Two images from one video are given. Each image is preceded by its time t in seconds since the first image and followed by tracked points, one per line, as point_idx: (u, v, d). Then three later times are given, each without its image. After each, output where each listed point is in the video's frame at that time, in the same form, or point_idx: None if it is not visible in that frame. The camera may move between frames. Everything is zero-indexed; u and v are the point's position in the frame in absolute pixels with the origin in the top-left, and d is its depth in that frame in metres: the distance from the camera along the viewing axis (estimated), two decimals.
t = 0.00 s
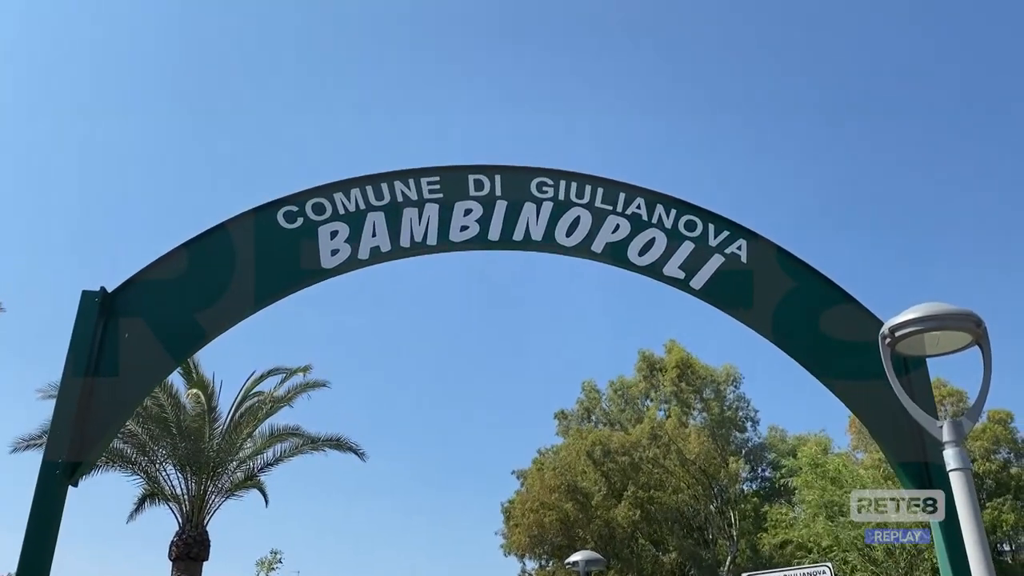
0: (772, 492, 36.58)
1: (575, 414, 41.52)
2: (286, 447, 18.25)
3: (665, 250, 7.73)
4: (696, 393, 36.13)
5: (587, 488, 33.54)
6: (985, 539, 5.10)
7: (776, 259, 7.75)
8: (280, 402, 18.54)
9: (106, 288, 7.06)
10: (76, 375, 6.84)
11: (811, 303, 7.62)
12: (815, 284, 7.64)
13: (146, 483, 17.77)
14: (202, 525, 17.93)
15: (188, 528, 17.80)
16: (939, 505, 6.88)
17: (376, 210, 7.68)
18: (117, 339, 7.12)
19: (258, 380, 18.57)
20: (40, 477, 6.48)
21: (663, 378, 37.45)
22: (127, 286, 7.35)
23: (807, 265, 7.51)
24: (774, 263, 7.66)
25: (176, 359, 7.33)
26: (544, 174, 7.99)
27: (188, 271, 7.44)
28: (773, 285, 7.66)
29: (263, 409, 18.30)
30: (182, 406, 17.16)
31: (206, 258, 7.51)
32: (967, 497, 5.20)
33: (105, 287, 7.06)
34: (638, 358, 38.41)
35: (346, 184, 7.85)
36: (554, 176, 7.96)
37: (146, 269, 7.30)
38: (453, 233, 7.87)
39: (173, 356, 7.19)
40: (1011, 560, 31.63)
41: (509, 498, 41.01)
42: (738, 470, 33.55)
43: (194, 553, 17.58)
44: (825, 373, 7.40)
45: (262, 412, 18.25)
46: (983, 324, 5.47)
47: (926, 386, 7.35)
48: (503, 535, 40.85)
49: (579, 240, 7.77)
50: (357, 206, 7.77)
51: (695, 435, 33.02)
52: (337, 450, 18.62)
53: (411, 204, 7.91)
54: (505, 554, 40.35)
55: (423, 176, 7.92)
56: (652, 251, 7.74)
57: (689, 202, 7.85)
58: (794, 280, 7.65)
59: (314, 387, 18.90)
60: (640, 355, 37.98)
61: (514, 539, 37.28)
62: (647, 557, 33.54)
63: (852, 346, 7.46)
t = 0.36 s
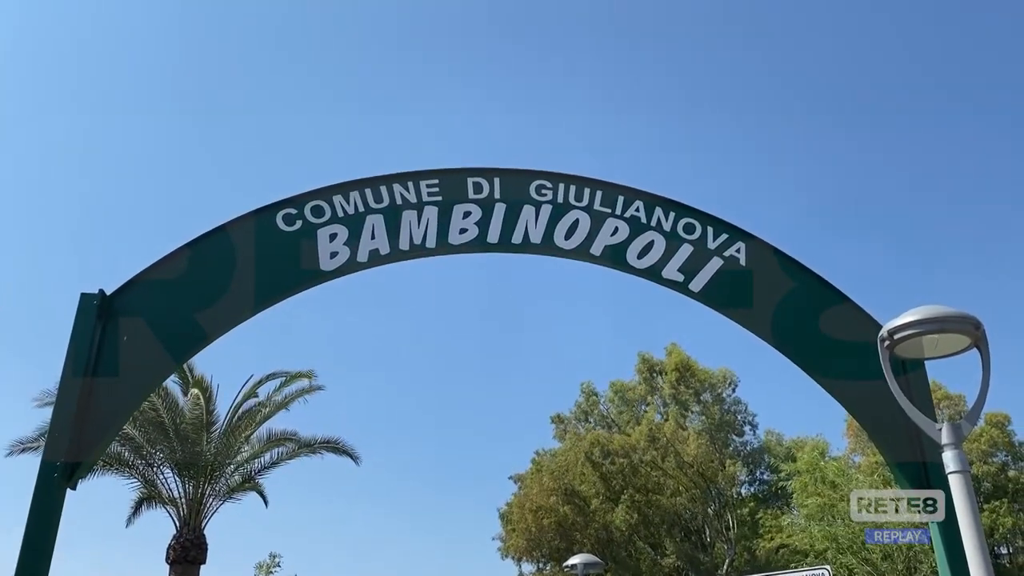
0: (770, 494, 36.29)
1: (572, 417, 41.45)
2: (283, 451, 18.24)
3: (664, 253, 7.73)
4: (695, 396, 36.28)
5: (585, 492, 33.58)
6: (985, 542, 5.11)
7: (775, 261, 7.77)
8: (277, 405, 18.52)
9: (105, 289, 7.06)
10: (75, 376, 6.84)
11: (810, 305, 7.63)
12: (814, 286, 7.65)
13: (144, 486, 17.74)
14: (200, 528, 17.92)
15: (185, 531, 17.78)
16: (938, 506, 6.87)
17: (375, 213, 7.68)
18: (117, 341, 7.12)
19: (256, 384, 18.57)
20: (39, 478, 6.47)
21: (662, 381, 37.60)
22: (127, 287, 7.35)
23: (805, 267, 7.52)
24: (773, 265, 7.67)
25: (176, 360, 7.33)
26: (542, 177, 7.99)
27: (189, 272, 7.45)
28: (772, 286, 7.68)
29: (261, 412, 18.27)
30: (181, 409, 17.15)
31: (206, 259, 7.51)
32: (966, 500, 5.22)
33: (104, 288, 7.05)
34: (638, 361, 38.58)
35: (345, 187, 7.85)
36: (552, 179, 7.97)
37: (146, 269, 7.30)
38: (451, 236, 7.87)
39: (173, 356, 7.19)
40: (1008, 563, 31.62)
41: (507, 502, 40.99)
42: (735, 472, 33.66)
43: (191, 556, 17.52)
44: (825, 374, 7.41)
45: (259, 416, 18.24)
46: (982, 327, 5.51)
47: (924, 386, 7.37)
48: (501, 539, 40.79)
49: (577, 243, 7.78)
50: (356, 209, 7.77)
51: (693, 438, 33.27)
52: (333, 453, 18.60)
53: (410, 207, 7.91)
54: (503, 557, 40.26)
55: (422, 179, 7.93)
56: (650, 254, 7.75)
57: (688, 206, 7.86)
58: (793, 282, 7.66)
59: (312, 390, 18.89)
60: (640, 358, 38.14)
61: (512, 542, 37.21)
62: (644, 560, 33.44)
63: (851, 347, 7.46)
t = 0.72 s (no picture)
0: (769, 496, 35.96)
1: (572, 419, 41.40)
2: (281, 452, 18.22)
3: (664, 254, 7.73)
4: (694, 397, 36.36)
5: (582, 494, 33.67)
6: (985, 543, 5.12)
7: (775, 262, 7.78)
8: (275, 407, 18.51)
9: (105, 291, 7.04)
10: (75, 377, 6.83)
11: (810, 306, 7.63)
12: (814, 288, 7.65)
13: (143, 488, 17.72)
14: (198, 530, 17.90)
15: (184, 533, 17.76)
16: (938, 507, 6.88)
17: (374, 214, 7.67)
18: (117, 342, 7.11)
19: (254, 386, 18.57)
20: (38, 479, 6.46)
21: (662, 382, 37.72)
22: (126, 288, 7.34)
23: (805, 267, 7.52)
24: (773, 265, 7.68)
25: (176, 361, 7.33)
26: (542, 178, 7.99)
27: (189, 273, 7.44)
28: (772, 287, 7.68)
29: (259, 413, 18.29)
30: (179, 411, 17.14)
31: (207, 260, 7.51)
32: (966, 500, 5.24)
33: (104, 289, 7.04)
34: (638, 361, 38.72)
35: (345, 188, 7.85)
36: (552, 180, 7.97)
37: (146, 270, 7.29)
38: (451, 237, 7.87)
39: (173, 356, 7.18)
40: (1007, 565, 31.59)
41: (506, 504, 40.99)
42: (733, 473, 33.67)
43: (189, 557, 17.49)
44: (825, 375, 7.41)
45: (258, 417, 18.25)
46: (982, 328, 5.52)
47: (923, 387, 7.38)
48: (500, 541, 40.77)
49: (577, 244, 7.79)
50: (355, 210, 7.77)
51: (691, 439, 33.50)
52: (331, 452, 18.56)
53: (410, 208, 7.91)
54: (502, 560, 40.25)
55: (421, 180, 7.92)
56: (650, 255, 7.75)
57: (688, 206, 7.85)
58: (793, 283, 7.66)
59: (310, 391, 18.87)
60: (640, 358, 38.24)
61: (510, 544, 37.20)
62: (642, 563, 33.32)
63: (851, 347, 7.46)
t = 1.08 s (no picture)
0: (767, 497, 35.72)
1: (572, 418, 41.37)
2: (280, 452, 18.23)
3: (663, 254, 7.75)
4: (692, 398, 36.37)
5: (579, 494, 33.70)
6: (983, 543, 5.14)
7: (774, 261, 7.79)
8: (274, 407, 18.52)
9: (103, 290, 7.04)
10: (73, 376, 6.83)
11: (811, 305, 7.64)
12: (815, 287, 7.67)
13: (141, 488, 17.71)
14: (197, 529, 17.90)
15: (183, 532, 17.75)
16: (937, 507, 6.88)
17: (373, 214, 7.68)
18: (115, 342, 7.11)
19: (253, 387, 18.56)
20: (37, 479, 6.46)
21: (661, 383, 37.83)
22: (125, 288, 7.34)
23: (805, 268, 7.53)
24: (773, 265, 7.69)
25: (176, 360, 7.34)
26: (541, 178, 8.00)
27: (189, 272, 7.44)
28: (772, 286, 7.69)
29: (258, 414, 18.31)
30: (178, 411, 17.12)
31: (207, 259, 7.51)
32: (964, 499, 5.25)
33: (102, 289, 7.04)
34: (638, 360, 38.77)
35: (344, 188, 7.86)
36: (551, 180, 7.98)
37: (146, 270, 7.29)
38: (450, 237, 7.87)
39: (172, 355, 7.19)
40: (1004, 565, 31.66)
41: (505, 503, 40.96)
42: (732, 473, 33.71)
43: (188, 557, 17.48)
44: (825, 375, 7.42)
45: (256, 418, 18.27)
46: (981, 329, 5.54)
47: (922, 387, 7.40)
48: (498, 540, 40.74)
49: (576, 244, 7.80)
50: (355, 209, 7.78)
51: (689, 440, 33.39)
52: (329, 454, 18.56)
53: (409, 208, 7.92)
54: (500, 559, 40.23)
55: (420, 179, 7.92)
56: (649, 255, 7.76)
57: (687, 206, 7.86)
58: (793, 282, 7.67)
59: (309, 392, 18.87)
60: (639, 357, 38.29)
61: (508, 543, 37.21)
62: (639, 563, 33.31)
63: (850, 347, 7.47)
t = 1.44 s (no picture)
0: (764, 496, 35.66)
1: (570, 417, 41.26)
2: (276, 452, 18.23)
3: (660, 252, 7.75)
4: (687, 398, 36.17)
5: (576, 491, 33.73)
6: (978, 541, 5.17)
7: (774, 261, 7.81)
8: (271, 406, 18.52)
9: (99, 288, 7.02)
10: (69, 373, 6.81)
11: (811, 305, 7.66)
12: (815, 288, 7.70)
13: (138, 485, 17.70)
14: (193, 527, 17.86)
15: (179, 530, 17.72)
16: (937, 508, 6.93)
17: (370, 211, 7.68)
18: (111, 339, 7.10)
19: (250, 385, 18.57)
20: (32, 477, 6.44)
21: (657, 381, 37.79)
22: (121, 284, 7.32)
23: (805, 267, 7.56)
24: (773, 265, 7.72)
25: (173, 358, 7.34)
26: (538, 176, 8.00)
27: (187, 269, 7.43)
28: (771, 286, 7.71)
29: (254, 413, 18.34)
30: (175, 409, 17.11)
31: (205, 255, 7.51)
32: (960, 498, 5.28)
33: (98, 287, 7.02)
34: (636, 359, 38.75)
35: (341, 184, 7.85)
36: (548, 177, 7.98)
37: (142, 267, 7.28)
38: (447, 234, 7.87)
39: (169, 352, 7.19)
40: (999, 563, 31.78)
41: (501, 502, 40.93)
42: (728, 472, 33.84)
43: (184, 555, 17.45)
44: (824, 374, 7.44)
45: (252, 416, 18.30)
46: (977, 327, 5.57)
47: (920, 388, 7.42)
48: (494, 539, 40.66)
49: (572, 241, 7.80)
50: (352, 206, 7.77)
51: (686, 439, 33.37)
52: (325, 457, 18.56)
53: (406, 204, 7.91)
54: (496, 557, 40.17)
55: (417, 177, 7.93)
56: (646, 253, 7.76)
57: (683, 204, 7.87)
58: (794, 282, 7.70)
59: (305, 392, 18.88)
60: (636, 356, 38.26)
61: (505, 541, 37.16)
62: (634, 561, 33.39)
63: (850, 347, 7.51)
